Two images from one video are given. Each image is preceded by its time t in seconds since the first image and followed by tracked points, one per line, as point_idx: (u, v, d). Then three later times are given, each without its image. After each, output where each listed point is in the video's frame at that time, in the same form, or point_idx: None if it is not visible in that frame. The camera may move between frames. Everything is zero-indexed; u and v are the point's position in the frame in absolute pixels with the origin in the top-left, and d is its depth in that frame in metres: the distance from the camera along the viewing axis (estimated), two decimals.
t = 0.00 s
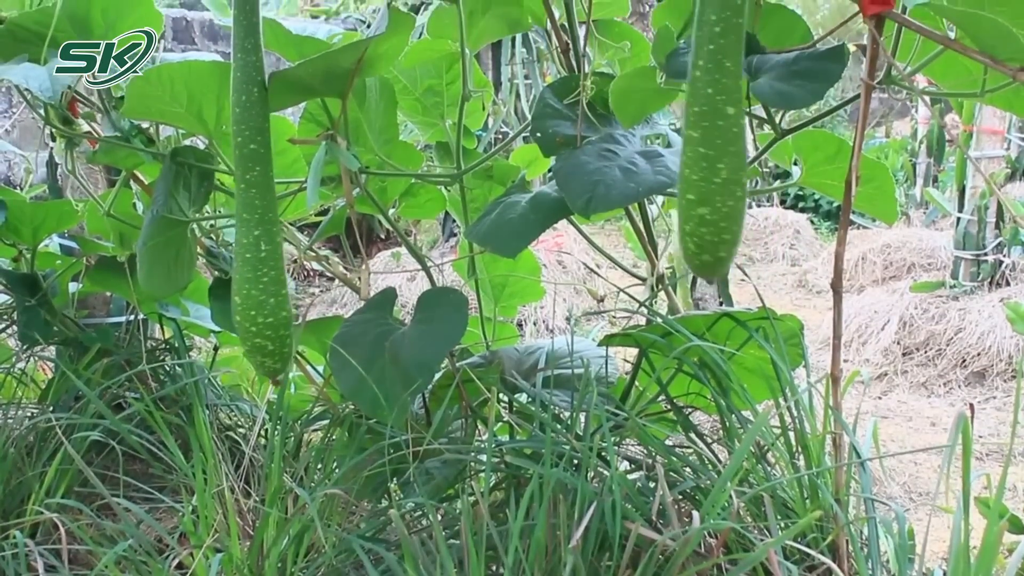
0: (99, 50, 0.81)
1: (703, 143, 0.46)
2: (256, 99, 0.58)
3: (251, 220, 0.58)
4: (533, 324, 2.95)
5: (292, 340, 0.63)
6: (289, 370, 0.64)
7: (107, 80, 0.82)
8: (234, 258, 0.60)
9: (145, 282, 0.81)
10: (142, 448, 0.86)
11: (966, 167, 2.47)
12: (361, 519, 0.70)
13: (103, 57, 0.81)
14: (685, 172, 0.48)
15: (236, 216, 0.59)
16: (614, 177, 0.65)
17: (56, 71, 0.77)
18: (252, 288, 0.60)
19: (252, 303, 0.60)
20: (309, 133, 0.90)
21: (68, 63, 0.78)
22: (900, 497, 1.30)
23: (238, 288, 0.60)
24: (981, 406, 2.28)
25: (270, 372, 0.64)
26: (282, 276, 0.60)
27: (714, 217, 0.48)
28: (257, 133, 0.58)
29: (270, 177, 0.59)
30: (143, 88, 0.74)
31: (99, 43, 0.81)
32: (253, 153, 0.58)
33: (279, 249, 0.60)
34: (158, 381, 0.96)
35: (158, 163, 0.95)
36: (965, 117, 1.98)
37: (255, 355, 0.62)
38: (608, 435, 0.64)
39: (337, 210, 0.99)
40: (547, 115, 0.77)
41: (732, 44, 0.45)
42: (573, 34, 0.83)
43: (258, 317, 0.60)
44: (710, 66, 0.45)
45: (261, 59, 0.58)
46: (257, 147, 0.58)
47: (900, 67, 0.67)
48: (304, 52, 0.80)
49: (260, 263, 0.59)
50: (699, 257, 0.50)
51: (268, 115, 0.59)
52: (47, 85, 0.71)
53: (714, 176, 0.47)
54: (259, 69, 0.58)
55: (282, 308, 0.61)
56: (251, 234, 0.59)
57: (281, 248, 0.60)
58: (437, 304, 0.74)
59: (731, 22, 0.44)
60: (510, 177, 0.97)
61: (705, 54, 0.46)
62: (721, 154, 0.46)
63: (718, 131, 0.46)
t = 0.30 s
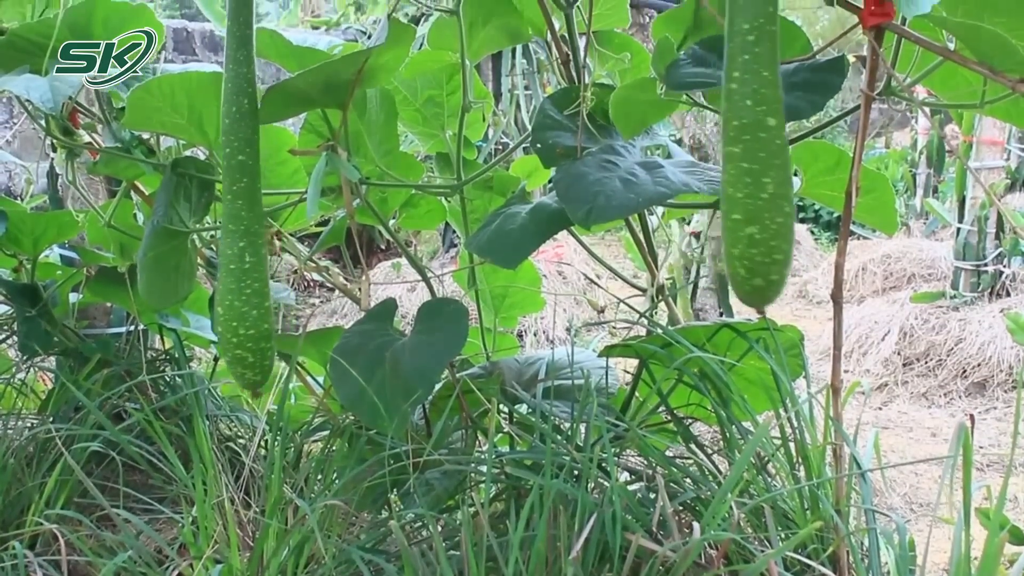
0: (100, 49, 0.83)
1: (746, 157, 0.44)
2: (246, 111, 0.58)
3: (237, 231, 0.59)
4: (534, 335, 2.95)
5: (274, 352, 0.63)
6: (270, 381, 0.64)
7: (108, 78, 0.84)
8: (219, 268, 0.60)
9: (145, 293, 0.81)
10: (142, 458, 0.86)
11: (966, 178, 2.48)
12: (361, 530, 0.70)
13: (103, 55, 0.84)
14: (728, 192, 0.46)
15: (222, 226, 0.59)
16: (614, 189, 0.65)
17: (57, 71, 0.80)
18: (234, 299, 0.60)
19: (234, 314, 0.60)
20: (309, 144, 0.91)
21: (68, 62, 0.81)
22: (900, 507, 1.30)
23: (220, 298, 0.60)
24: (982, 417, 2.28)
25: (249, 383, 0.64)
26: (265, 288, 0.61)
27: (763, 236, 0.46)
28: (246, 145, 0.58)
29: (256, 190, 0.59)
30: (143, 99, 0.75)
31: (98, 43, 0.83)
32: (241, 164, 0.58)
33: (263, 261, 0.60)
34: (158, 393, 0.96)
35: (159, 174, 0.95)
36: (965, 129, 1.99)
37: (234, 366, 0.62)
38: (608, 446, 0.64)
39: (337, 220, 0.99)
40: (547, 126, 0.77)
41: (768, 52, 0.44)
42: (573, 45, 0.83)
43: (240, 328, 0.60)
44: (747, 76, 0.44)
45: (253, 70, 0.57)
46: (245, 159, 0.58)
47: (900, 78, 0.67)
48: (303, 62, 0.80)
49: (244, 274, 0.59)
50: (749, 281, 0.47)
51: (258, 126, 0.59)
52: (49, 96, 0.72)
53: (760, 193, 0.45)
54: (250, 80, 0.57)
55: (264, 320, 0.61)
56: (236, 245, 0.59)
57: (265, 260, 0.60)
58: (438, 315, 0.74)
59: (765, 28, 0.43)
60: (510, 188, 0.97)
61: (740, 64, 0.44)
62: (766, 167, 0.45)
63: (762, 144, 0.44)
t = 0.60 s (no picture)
0: (99, 48, 0.84)
1: (750, 166, 0.44)
2: (244, 121, 0.58)
3: (232, 241, 0.59)
4: (534, 345, 2.96)
5: (269, 363, 0.63)
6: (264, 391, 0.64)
7: (108, 78, 0.84)
8: (215, 278, 0.60)
9: (145, 305, 0.81)
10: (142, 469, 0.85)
11: (966, 188, 2.49)
12: (360, 541, 0.70)
13: (103, 55, 0.84)
14: (731, 203, 0.46)
15: (218, 236, 0.59)
16: (614, 199, 0.65)
17: (57, 70, 0.80)
18: (229, 309, 0.60)
19: (230, 325, 0.60)
20: (310, 154, 0.91)
21: (68, 62, 0.82)
22: (900, 518, 1.30)
23: (215, 308, 0.60)
24: (982, 427, 2.28)
25: (244, 394, 0.64)
26: (261, 298, 0.60)
27: (768, 247, 0.46)
28: (243, 155, 0.58)
29: (253, 200, 0.59)
30: (141, 110, 0.75)
31: (98, 43, 0.84)
32: (237, 174, 0.59)
33: (259, 271, 0.60)
34: (158, 403, 0.96)
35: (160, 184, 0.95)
36: (965, 140, 2.01)
37: (230, 376, 0.62)
38: (608, 456, 0.64)
39: (337, 230, 0.99)
40: (547, 136, 0.77)
41: (774, 59, 0.44)
42: (573, 55, 0.83)
43: (235, 338, 0.60)
44: (751, 82, 0.44)
45: (251, 81, 0.58)
46: (242, 169, 0.58)
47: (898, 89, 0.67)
48: (304, 73, 0.81)
49: (239, 284, 0.59)
50: (754, 296, 0.47)
51: (256, 137, 0.59)
52: (49, 106, 0.72)
53: (765, 203, 0.45)
54: (247, 91, 0.58)
55: (259, 331, 0.61)
56: (231, 255, 0.59)
57: (261, 270, 0.60)
58: (438, 326, 0.74)
59: (769, 35, 0.44)
60: (510, 199, 0.98)
61: (745, 72, 0.44)
62: (771, 176, 0.45)
63: (768, 151, 0.44)
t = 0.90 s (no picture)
0: (100, 48, 0.85)
1: (706, 178, 0.45)
2: (252, 131, 0.58)
3: (244, 251, 0.59)
4: (534, 354, 2.96)
5: (285, 371, 0.63)
6: (280, 401, 0.64)
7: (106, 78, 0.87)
8: (227, 289, 0.60)
9: (146, 314, 0.81)
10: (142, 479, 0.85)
11: (966, 197, 2.49)
12: (361, 551, 0.70)
13: (103, 55, 0.86)
14: (686, 211, 0.46)
15: (229, 247, 0.59)
16: (614, 210, 0.66)
17: (57, 72, 0.83)
18: (244, 319, 0.60)
19: (244, 334, 0.60)
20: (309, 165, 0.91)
21: (68, 62, 0.83)
22: (901, 528, 1.29)
23: (230, 318, 0.60)
24: (983, 437, 2.27)
25: (260, 403, 0.63)
26: (275, 307, 0.61)
27: (717, 256, 0.46)
28: (253, 165, 0.59)
29: (264, 210, 0.60)
30: (142, 122, 0.75)
31: (99, 43, 0.85)
32: (247, 185, 0.59)
33: (272, 280, 0.60)
34: (158, 413, 0.96)
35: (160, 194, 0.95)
36: (966, 150, 2.01)
37: (246, 385, 0.62)
38: (608, 467, 0.64)
39: (337, 240, 1.00)
40: (548, 146, 0.77)
41: (739, 76, 0.44)
42: (573, 66, 0.84)
43: (250, 348, 0.61)
44: (714, 97, 0.44)
45: (258, 91, 0.58)
46: (252, 178, 0.59)
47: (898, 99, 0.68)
48: (303, 83, 0.81)
49: (253, 294, 0.59)
50: (701, 300, 0.47)
51: (264, 146, 0.59)
52: (49, 117, 0.72)
53: (717, 214, 0.45)
54: (256, 101, 0.58)
55: (274, 340, 0.61)
56: (244, 265, 0.59)
57: (274, 279, 0.60)
58: (437, 336, 0.74)
59: (735, 52, 0.43)
60: (510, 209, 0.98)
61: (709, 85, 0.44)
62: (725, 190, 0.45)
63: (724, 165, 0.44)
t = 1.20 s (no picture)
0: (99, 48, 0.85)
1: (678, 182, 0.45)
2: (260, 140, 0.59)
3: (256, 260, 0.59)
4: (534, 364, 2.95)
5: (298, 380, 0.63)
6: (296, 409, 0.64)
7: (105, 78, 0.87)
8: (239, 299, 0.60)
9: (146, 322, 0.81)
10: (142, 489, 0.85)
11: (965, 206, 2.50)
12: (360, 561, 0.70)
13: (102, 55, 0.86)
14: (659, 212, 0.47)
15: (240, 256, 0.59)
16: (614, 219, 0.66)
17: (57, 71, 0.82)
18: (257, 328, 0.60)
19: (258, 343, 0.60)
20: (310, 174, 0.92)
21: (68, 62, 0.83)
22: (902, 538, 1.29)
23: (243, 327, 0.60)
24: (982, 447, 2.27)
25: (274, 412, 0.63)
26: (286, 316, 0.61)
27: (687, 257, 0.46)
28: (262, 175, 0.59)
29: (274, 219, 0.60)
30: (143, 132, 0.76)
31: (98, 43, 0.85)
32: (257, 194, 0.59)
33: (283, 289, 0.60)
34: (157, 422, 0.96)
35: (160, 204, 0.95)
36: (965, 160, 2.02)
37: (260, 395, 0.62)
38: (608, 476, 0.64)
39: (337, 249, 1.00)
40: (548, 156, 0.78)
41: (715, 85, 0.45)
42: (573, 76, 0.84)
43: (264, 356, 0.61)
44: (689, 106, 0.45)
45: (265, 101, 0.59)
46: (261, 188, 0.59)
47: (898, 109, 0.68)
48: (304, 94, 0.82)
49: (265, 303, 0.59)
50: (670, 297, 0.48)
51: (273, 156, 0.59)
52: (50, 126, 0.73)
53: (688, 216, 0.46)
54: (262, 110, 0.59)
55: (287, 348, 0.61)
56: (256, 274, 0.59)
57: (285, 289, 0.60)
58: (437, 345, 0.74)
59: (712, 63, 0.44)
60: (510, 218, 0.98)
61: (686, 94, 0.45)
62: (697, 195, 0.45)
63: (695, 172, 0.45)
